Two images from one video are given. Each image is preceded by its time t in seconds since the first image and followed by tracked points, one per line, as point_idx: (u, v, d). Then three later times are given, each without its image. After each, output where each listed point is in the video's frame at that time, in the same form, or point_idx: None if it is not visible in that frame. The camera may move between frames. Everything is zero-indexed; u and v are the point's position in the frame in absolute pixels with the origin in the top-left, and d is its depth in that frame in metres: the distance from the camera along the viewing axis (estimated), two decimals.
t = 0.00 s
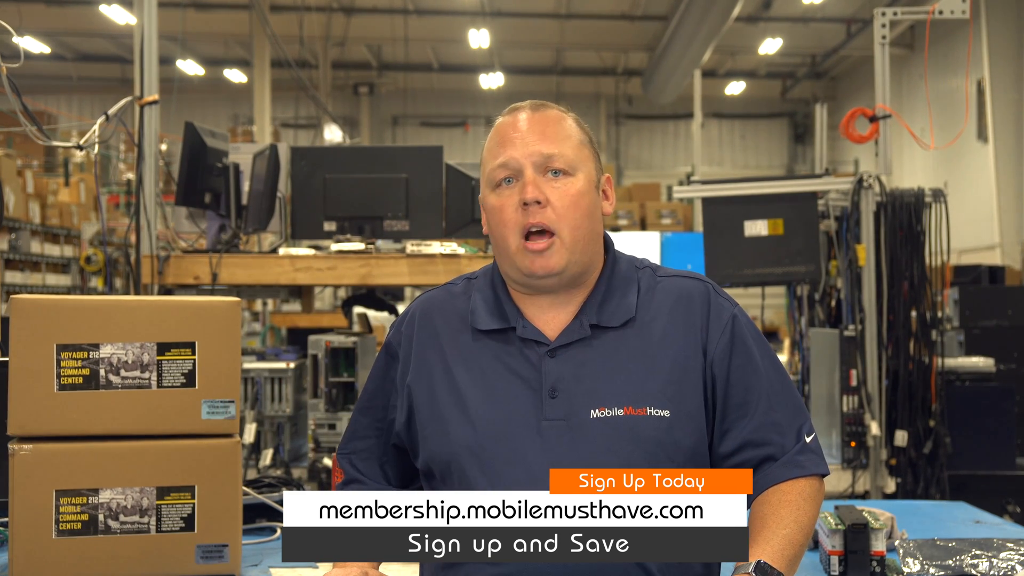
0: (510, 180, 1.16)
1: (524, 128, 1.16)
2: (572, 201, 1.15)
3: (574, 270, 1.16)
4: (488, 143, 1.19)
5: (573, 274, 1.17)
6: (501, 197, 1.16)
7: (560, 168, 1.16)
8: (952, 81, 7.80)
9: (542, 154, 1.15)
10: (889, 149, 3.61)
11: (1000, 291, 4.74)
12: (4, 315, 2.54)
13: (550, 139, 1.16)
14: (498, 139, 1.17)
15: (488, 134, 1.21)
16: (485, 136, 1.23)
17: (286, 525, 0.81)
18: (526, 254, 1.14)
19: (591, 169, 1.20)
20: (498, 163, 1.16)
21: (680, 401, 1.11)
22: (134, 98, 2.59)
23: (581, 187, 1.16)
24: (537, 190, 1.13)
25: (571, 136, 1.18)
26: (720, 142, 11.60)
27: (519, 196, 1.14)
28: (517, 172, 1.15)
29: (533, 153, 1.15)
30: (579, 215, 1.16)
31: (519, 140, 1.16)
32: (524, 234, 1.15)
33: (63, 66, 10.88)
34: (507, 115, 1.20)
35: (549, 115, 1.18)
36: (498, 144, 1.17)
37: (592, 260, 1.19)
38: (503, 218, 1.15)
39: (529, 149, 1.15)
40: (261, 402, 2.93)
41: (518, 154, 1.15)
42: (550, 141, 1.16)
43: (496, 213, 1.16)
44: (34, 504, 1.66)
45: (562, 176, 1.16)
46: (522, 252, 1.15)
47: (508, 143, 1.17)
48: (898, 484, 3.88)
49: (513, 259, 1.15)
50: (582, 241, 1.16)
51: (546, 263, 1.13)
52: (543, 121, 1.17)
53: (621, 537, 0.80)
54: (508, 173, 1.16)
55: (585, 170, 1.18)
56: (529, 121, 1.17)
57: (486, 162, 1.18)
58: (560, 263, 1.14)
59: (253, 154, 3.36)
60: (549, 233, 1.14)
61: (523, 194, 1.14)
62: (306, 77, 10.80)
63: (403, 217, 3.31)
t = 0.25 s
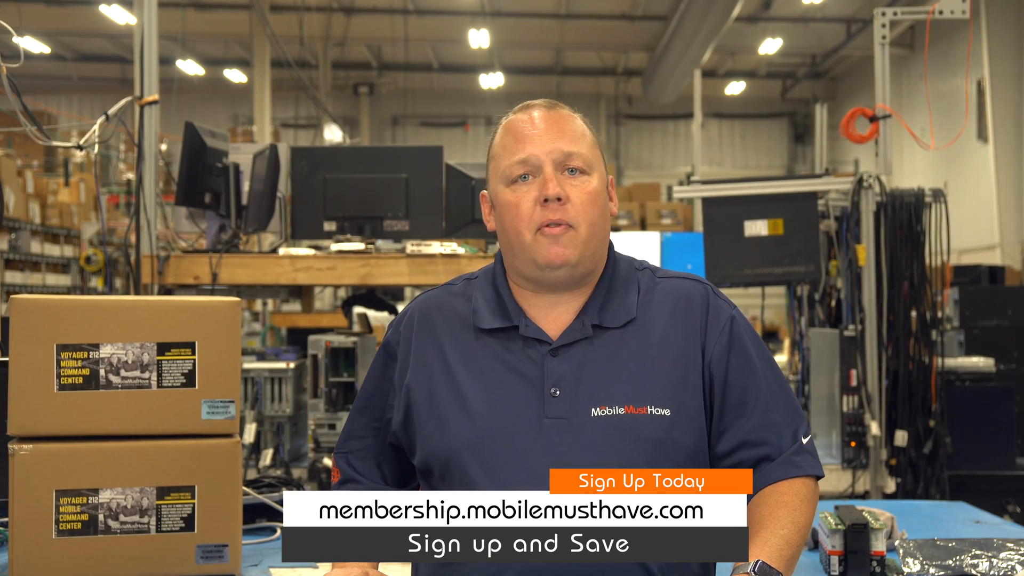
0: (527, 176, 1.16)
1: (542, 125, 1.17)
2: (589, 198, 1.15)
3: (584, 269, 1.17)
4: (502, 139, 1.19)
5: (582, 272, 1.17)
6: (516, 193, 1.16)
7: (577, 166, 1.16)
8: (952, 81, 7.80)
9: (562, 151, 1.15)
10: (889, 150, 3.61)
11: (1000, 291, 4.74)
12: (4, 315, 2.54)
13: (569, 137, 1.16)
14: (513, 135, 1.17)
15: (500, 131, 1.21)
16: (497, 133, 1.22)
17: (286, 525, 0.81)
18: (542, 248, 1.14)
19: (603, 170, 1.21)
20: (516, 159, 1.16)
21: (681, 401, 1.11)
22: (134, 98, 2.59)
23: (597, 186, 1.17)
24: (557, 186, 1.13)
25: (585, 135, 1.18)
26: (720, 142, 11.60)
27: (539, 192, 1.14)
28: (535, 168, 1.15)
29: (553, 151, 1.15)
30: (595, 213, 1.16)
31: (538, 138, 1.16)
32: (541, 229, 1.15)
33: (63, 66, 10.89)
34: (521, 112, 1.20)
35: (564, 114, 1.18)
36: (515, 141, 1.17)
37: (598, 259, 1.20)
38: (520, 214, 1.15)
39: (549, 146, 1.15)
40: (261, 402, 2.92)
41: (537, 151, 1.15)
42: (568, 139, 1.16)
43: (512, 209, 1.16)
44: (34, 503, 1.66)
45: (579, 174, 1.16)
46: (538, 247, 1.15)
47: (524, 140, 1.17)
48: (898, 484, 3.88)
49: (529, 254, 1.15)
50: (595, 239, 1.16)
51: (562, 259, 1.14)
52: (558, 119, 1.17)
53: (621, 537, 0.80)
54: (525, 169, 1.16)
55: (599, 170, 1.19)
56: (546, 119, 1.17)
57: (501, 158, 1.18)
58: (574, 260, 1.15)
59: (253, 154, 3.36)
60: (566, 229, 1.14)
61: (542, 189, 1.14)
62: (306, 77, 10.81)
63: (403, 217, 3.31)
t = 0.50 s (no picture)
0: (530, 167, 1.16)
1: (546, 118, 1.17)
2: (591, 190, 1.15)
3: (585, 261, 1.16)
4: (506, 134, 1.20)
5: (584, 266, 1.17)
6: (519, 183, 1.16)
7: (580, 159, 1.16)
8: (952, 80, 7.80)
9: (565, 143, 1.15)
10: (889, 149, 3.61)
11: (1000, 291, 4.74)
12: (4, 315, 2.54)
13: (572, 130, 1.17)
14: (518, 128, 1.18)
15: (505, 126, 1.22)
16: (502, 128, 1.23)
17: (285, 525, 0.81)
18: (542, 237, 1.14)
19: (607, 166, 1.21)
20: (520, 150, 1.16)
21: (683, 399, 1.11)
22: (134, 98, 2.59)
23: (599, 179, 1.17)
24: (559, 176, 1.14)
25: (589, 130, 1.19)
26: (720, 142, 11.60)
27: (541, 181, 1.14)
28: (538, 159, 1.16)
29: (556, 142, 1.16)
30: (596, 205, 1.16)
31: (543, 128, 1.16)
32: (542, 218, 1.14)
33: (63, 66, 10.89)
34: (526, 107, 1.21)
35: (569, 110, 1.19)
36: (519, 133, 1.18)
37: (600, 255, 1.19)
38: (521, 204, 1.15)
39: (552, 138, 1.16)
40: (261, 402, 2.92)
41: (540, 142, 1.16)
42: (571, 132, 1.17)
43: (514, 198, 1.16)
44: (34, 504, 1.66)
45: (582, 166, 1.16)
46: (538, 236, 1.14)
47: (528, 132, 1.17)
48: (898, 484, 3.88)
49: (528, 244, 1.15)
50: (597, 231, 1.16)
51: (561, 248, 1.13)
52: (563, 113, 1.18)
53: (621, 537, 0.80)
54: (528, 160, 1.16)
55: (603, 165, 1.19)
56: (550, 112, 1.18)
57: (506, 150, 1.18)
58: (574, 251, 1.14)
59: (253, 154, 3.36)
60: (567, 219, 1.14)
61: (544, 179, 1.14)
62: (306, 77, 10.81)
63: (402, 217, 3.31)
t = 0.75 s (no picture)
0: (535, 169, 1.16)
1: (550, 121, 1.17)
2: (595, 193, 1.15)
3: (588, 262, 1.16)
4: (510, 135, 1.20)
5: (587, 267, 1.17)
6: (523, 185, 1.16)
7: (584, 161, 1.16)
8: (952, 80, 7.80)
9: (570, 145, 1.15)
10: (889, 149, 3.61)
11: (1000, 291, 4.74)
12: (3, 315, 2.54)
13: (577, 132, 1.17)
14: (522, 130, 1.18)
15: (509, 127, 1.22)
16: (506, 129, 1.23)
17: (285, 525, 0.81)
18: (547, 240, 1.14)
19: (611, 167, 1.21)
20: (524, 152, 1.16)
21: (685, 399, 1.11)
22: (134, 98, 2.59)
23: (603, 181, 1.17)
24: (564, 179, 1.14)
25: (593, 132, 1.19)
26: (720, 142, 11.60)
27: (545, 184, 1.14)
28: (542, 161, 1.16)
29: (560, 145, 1.16)
30: (601, 207, 1.16)
31: (547, 131, 1.16)
32: (546, 221, 1.15)
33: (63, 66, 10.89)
34: (530, 108, 1.20)
35: (573, 111, 1.19)
36: (523, 134, 1.18)
37: (604, 256, 1.19)
38: (526, 205, 1.15)
39: (556, 141, 1.16)
40: (261, 402, 2.92)
41: (545, 145, 1.16)
42: (576, 134, 1.16)
43: (518, 200, 1.16)
44: (34, 503, 1.66)
45: (586, 169, 1.17)
46: (542, 238, 1.14)
47: (532, 134, 1.17)
48: (898, 484, 3.87)
49: (532, 246, 1.15)
50: (601, 233, 1.16)
51: (566, 250, 1.13)
52: (567, 115, 1.17)
53: (621, 537, 0.80)
54: (533, 162, 1.16)
55: (607, 167, 1.19)
56: (555, 115, 1.18)
57: (510, 152, 1.18)
58: (578, 253, 1.14)
59: (253, 154, 3.36)
60: (572, 222, 1.14)
61: (549, 182, 1.14)
62: (307, 77, 10.82)
63: (402, 217, 3.31)
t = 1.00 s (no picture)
0: (535, 170, 1.16)
1: (552, 120, 1.17)
2: (595, 193, 1.15)
3: (587, 262, 1.17)
4: (510, 134, 1.20)
5: (586, 266, 1.17)
6: (523, 185, 1.16)
7: (584, 162, 1.16)
8: (952, 80, 7.79)
9: (571, 145, 1.15)
10: (889, 149, 3.61)
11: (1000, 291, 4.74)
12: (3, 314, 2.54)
13: (577, 132, 1.17)
14: (522, 129, 1.18)
15: (509, 126, 1.22)
16: (506, 128, 1.23)
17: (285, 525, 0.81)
18: (546, 240, 1.14)
19: (611, 167, 1.21)
20: (525, 151, 1.16)
21: (684, 398, 1.11)
22: (134, 98, 2.59)
23: (603, 182, 1.17)
24: (564, 179, 1.14)
25: (593, 132, 1.19)
26: (720, 142, 11.60)
27: (545, 184, 1.15)
28: (543, 161, 1.16)
29: (561, 145, 1.16)
30: (600, 207, 1.16)
31: (548, 130, 1.16)
32: (546, 221, 1.15)
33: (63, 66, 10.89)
34: (531, 108, 1.20)
35: (574, 110, 1.19)
36: (524, 134, 1.18)
37: (602, 256, 1.19)
38: (525, 205, 1.15)
39: (557, 140, 1.16)
40: (261, 402, 2.92)
41: (545, 144, 1.16)
42: (577, 134, 1.16)
43: (517, 200, 1.16)
44: (34, 503, 1.66)
45: (586, 169, 1.17)
46: (542, 238, 1.14)
47: (533, 134, 1.17)
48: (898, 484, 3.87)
49: (531, 245, 1.16)
50: (600, 233, 1.16)
51: (565, 250, 1.13)
52: (568, 115, 1.17)
53: (621, 537, 0.80)
54: (533, 163, 1.16)
55: (607, 167, 1.19)
56: (556, 114, 1.18)
57: (510, 152, 1.19)
58: (577, 252, 1.14)
59: (253, 154, 3.36)
60: (571, 222, 1.14)
61: (549, 182, 1.14)
62: (306, 77, 10.82)
63: (403, 217, 3.31)
